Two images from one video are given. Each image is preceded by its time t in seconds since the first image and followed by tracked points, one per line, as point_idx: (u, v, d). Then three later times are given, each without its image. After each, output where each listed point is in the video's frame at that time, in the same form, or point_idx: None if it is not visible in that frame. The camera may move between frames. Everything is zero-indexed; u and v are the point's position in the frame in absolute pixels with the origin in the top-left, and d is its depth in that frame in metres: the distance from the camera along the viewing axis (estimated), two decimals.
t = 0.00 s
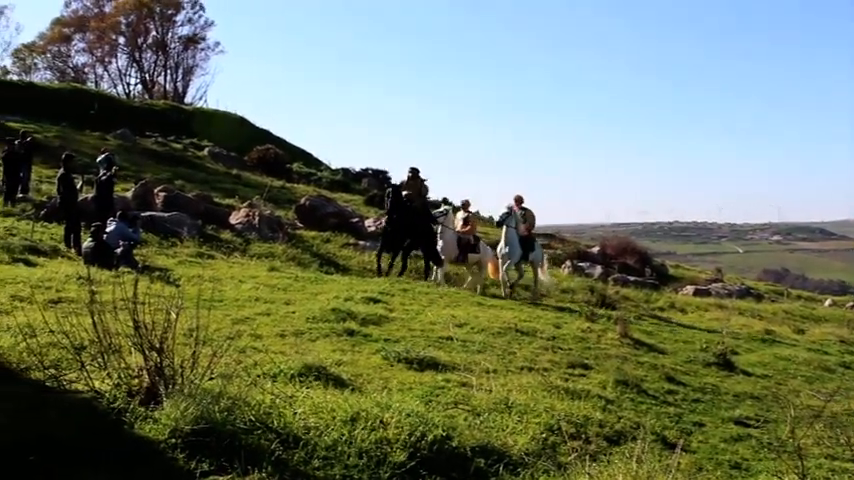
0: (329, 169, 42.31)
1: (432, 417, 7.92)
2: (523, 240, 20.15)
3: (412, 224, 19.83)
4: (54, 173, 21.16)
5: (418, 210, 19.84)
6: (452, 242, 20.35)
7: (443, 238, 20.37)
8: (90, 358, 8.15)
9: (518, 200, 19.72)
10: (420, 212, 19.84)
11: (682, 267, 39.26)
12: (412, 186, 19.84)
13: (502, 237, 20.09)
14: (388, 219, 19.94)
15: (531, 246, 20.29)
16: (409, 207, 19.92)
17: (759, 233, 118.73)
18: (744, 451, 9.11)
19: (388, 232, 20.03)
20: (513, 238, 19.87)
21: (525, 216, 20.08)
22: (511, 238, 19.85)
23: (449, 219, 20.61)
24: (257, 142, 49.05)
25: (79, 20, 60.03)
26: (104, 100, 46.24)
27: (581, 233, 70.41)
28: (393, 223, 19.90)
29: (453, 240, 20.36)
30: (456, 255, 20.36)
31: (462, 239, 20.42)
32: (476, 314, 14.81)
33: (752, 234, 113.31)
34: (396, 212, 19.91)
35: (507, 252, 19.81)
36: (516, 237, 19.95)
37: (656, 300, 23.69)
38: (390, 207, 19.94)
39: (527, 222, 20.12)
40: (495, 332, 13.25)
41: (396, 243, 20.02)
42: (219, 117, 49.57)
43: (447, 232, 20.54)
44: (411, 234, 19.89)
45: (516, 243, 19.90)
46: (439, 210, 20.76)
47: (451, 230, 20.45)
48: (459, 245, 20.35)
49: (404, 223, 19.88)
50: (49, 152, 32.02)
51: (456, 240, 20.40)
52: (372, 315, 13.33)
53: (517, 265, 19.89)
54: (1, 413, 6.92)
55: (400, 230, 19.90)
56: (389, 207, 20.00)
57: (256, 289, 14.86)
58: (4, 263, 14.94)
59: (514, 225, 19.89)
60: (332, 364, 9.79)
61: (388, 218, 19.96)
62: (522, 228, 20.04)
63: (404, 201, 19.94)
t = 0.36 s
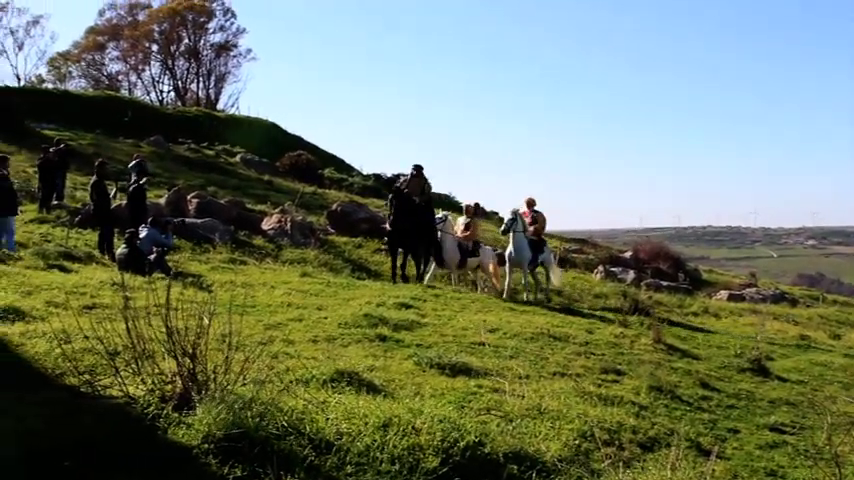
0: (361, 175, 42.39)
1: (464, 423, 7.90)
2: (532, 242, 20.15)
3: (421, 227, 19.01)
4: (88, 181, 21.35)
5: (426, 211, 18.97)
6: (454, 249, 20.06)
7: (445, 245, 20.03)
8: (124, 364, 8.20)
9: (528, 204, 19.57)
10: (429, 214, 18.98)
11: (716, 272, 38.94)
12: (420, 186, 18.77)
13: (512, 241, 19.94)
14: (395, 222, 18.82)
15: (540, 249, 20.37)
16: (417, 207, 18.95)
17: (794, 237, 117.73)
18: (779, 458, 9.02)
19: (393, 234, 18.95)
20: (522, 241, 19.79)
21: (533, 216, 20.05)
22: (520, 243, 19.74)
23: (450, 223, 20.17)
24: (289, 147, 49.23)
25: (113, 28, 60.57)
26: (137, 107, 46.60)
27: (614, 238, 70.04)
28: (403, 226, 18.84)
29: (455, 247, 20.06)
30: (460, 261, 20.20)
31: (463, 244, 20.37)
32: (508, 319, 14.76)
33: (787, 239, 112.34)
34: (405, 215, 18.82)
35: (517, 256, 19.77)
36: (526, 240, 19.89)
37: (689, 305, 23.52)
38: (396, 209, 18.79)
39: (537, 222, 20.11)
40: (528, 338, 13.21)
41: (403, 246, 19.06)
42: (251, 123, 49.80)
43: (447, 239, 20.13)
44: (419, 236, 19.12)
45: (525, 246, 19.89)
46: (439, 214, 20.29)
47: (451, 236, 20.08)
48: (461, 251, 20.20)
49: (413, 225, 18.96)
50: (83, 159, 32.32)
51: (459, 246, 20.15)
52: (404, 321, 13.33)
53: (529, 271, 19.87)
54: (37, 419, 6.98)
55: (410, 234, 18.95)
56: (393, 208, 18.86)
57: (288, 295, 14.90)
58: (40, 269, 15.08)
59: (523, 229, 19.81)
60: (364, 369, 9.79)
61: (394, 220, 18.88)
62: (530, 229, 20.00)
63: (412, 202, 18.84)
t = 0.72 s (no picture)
0: (393, 180, 42.45)
1: (497, 428, 7.87)
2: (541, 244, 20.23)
3: (429, 229, 18.99)
4: (124, 186, 21.53)
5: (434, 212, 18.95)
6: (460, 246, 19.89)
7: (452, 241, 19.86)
8: (158, 368, 8.25)
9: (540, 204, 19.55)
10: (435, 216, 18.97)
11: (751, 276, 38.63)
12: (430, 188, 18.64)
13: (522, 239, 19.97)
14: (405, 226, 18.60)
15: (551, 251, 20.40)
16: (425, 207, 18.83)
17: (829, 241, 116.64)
18: (816, 465, 8.92)
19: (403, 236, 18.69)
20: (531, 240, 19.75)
21: (543, 216, 20.12)
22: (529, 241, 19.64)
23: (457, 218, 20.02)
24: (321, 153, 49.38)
25: (147, 35, 61.05)
26: (171, 113, 46.92)
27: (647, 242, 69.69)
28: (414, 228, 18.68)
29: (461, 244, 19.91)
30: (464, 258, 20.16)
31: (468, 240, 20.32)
32: (541, 324, 14.71)
33: (822, 243, 111.30)
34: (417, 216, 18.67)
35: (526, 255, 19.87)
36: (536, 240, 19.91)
37: (723, 310, 23.35)
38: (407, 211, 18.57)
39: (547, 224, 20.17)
40: (561, 343, 13.15)
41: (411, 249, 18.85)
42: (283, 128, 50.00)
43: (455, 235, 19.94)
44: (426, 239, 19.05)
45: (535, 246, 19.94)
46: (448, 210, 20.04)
47: (458, 231, 19.94)
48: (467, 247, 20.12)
49: (421, 228, 18.83)
50: (118, 165, 32.58)
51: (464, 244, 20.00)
52: (436, 326, 13.32)
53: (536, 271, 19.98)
54: (72, 423, 7.04)
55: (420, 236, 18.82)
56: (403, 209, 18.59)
57: (321, 299, 14.94)
58: (75, 274, 15.21)
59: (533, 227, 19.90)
60: (397, 374, 9.79)
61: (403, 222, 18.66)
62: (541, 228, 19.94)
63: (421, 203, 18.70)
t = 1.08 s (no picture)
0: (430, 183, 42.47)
1: (536, 434, 7.84)
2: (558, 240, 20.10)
3: (451, 221, 18.18)
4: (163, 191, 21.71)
5: (459, 205, 18.21)
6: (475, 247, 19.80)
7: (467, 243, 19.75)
8: (197, 371, 8.30)
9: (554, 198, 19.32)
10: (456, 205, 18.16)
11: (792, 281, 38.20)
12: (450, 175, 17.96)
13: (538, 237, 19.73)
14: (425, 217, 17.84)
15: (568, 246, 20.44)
16: (446, 199, 18.09)
17: None
18: None
19: (423, 229, 17.92)
20: (548, 236, 19.61)
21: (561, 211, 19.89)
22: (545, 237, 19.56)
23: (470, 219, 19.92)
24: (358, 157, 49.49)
25: (185, 41, 61.58)
26: (210, 118, 47.28)
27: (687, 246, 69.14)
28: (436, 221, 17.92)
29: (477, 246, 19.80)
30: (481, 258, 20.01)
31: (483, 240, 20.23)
32: (579, 328, 14.65)
33: None
34: (437, 208, 17.90)
35: (543, 252, 19.65)
36: (551, 236, 19.73)
37: (763, 314, 23.11)
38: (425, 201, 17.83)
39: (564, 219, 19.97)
40: (599, 348, 13.08)
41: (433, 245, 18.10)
42: (321, 133, 50.17)
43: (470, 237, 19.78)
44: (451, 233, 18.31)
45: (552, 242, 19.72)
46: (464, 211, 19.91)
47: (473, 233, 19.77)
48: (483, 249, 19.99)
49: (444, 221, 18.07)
50: (157, 170, 32.86)
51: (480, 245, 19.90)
52: (474, 330, 13.29)
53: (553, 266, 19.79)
54: (113, 426, 7.09)
55: (443, 230, 18.04)
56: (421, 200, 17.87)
57: (359, 303, 14.98)
58: (115, 277, 15.35)
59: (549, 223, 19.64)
60: (435, 378, 9.79)
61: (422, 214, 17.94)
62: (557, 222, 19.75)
63: (443, 194, 17.98)
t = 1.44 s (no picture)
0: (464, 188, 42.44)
1: (572, 438, 7.81)
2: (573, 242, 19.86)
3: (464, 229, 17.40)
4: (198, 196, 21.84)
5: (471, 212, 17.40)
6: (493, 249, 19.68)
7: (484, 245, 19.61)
8: (233, 376, 8.34)
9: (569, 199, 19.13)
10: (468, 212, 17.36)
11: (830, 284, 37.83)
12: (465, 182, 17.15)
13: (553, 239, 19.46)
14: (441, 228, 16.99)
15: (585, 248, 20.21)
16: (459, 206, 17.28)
17: None
18: None
19: (438, 240, 17.05)
20: (562, 238, 19.39)
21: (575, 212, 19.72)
22: (560, 240, 19.34)
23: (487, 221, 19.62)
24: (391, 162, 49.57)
25: (220, 47, 62.03)
26: (244, 124, 47.58)
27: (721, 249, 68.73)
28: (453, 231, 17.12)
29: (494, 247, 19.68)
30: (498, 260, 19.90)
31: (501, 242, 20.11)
32: (614, 333, 14.56)
33: None
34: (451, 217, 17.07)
35: (558, 255, 19.40)
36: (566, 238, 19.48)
37: (800, 317, 22.89)
38: (440, 210, 17.01)
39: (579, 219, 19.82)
40: (634, 351, 13.01)
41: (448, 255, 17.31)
42: (355, 138, 50.30)
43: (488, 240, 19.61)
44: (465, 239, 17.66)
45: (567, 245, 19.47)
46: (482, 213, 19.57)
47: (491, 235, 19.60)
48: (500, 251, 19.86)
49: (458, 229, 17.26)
50: (192, 176, 33.08)
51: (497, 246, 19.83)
52: (509, 334, 13.26)
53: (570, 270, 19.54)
54: (150, 431, 7.14)
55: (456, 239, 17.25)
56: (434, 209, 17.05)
57: (394, 308, 14.99)
58: (152, 283, 15.45)
59: (564, 225, 19.36)
60: (470, 383, 9.78)
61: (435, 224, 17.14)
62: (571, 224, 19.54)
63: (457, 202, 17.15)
